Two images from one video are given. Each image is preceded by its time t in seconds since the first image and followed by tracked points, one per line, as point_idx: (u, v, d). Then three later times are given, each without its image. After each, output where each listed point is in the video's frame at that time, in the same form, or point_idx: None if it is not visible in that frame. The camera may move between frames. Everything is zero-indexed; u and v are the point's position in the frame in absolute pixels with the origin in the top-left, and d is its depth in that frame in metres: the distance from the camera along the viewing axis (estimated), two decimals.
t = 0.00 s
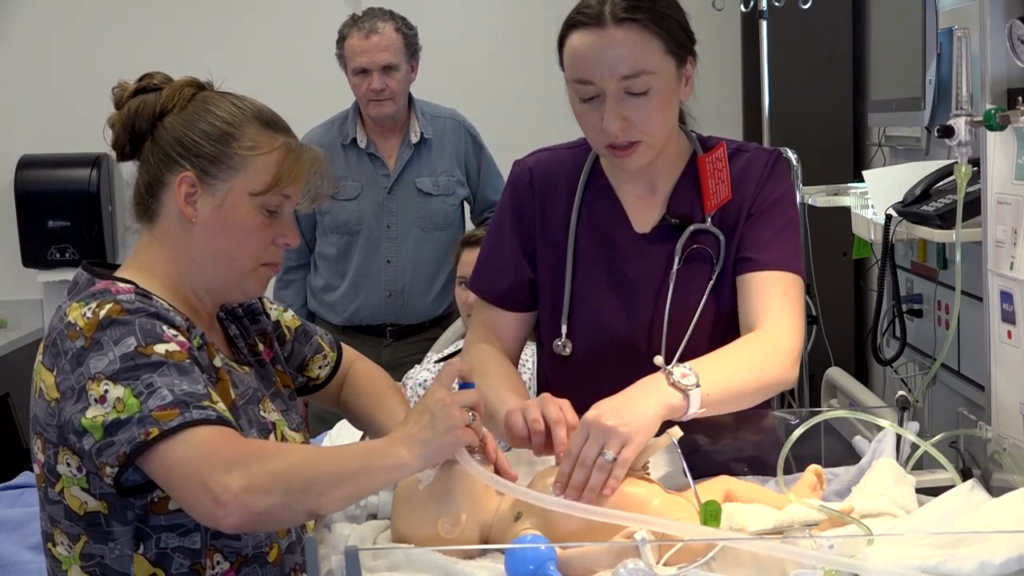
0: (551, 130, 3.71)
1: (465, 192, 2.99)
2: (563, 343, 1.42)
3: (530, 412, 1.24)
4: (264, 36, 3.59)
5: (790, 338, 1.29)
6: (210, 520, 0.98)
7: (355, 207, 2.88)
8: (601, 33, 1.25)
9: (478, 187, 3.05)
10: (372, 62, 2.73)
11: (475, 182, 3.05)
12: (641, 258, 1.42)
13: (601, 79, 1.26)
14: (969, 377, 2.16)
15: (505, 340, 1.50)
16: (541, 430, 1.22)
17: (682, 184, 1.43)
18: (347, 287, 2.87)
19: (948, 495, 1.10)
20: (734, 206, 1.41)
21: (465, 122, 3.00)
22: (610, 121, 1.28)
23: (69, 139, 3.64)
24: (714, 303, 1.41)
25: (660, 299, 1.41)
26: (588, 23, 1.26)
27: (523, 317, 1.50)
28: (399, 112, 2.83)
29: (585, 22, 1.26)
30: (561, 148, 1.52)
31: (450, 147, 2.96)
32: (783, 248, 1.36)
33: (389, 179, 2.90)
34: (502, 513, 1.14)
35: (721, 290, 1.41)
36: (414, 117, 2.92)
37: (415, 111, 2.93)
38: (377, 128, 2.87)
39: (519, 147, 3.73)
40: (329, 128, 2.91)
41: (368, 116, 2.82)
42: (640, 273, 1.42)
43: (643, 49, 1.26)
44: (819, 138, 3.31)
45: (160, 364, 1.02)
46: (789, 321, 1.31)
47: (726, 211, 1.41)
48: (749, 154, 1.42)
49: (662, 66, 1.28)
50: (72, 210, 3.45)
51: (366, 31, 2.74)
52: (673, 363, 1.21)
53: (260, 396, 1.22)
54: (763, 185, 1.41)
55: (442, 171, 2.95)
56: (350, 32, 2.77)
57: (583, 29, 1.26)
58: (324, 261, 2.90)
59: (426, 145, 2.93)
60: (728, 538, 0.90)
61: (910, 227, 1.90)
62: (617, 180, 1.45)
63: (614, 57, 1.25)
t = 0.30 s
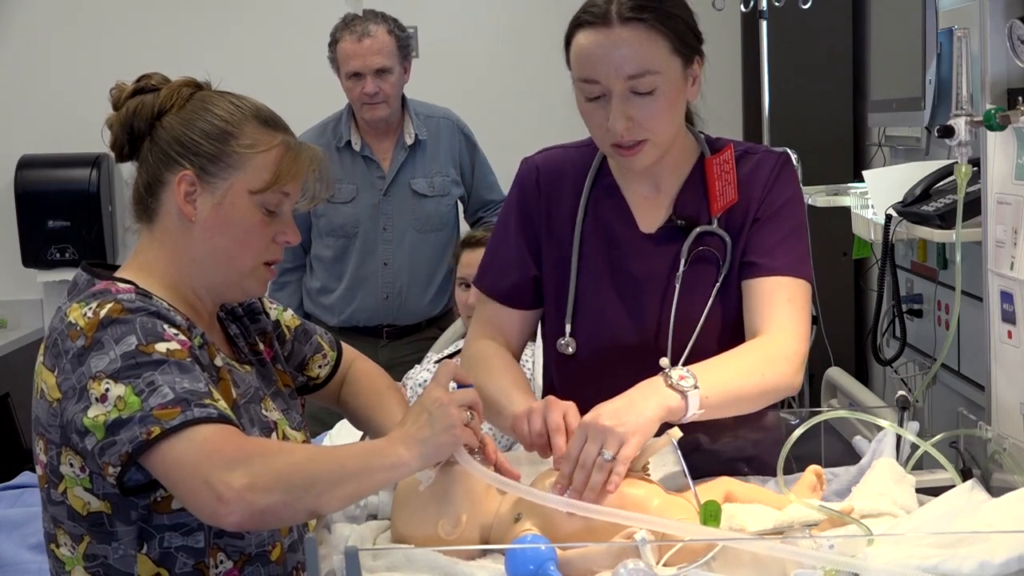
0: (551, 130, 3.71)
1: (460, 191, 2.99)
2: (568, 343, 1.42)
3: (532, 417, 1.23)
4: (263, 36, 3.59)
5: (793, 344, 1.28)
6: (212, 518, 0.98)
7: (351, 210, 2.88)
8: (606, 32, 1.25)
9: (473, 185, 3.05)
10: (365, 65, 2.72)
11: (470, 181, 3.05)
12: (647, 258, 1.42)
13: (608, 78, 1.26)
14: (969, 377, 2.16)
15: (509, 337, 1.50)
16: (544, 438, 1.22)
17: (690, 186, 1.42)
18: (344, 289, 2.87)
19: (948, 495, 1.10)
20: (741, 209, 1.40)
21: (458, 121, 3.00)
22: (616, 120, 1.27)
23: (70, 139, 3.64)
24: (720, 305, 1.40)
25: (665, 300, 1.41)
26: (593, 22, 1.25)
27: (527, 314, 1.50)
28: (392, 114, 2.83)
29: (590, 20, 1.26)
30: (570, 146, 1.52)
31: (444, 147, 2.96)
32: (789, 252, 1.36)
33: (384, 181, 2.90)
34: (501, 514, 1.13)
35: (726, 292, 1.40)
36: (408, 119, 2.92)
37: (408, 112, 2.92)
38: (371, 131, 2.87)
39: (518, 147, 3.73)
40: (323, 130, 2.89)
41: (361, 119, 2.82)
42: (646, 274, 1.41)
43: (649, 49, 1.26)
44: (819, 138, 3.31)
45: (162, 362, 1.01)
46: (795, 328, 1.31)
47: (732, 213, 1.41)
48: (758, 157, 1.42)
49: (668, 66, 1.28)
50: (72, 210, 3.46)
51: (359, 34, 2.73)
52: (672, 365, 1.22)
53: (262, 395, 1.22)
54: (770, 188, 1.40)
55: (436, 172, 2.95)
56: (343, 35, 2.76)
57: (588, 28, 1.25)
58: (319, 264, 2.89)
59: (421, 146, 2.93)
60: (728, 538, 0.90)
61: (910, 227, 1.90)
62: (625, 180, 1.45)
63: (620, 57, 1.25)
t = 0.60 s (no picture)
0: (551, 130, 3.71)
1: (455, 192, 2.99)
2: (566, 338, 1.41)
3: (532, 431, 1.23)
4: (262, 36, 3.59)
5: (790, 341, 1.28)
6: (212, 519, 0.98)
7: (345, 210, 2.88)
8: (622, 27, 1.25)
9: (470, 185, 3.05)
10: (362, 65, 2.72)
11: (465, 182, 3.05)
12: (646, 255, 1.42)
13: (620, 73, 1.26)
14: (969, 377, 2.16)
15: (507, 331, 1.50)
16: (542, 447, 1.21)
17: (690, 185, 1.43)
18: (338, 289, 2.87)
19: (948, 495, 1.10)
20: (740, 207, 1.41)
21: (454, 121, 3.00)
22: (625, 115, 1.27)
23: (69, 139, 3.64)
24: (719, 302, 1.40)
25: (664, 296, 1.41)
26: (609, 16, 1.25)
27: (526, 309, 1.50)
28: (387, 115, 2.83)
29: (605, 14, 1.26)
30: (572, 144, 1.52)
31: (439, 147, 2.97)
32: (789, 251, 1.36)
33: (378, 181, 2.90)
34: (502, 515, 1.13)
35: (726, 290, 1.40)
36: (403, 119, 2.93)
37: (404, 113, 2.93)
38: (366, 131, 2.87)
39: (518, 147, 3.73)
40: (318, 130, 2.90)
41: (357, 119, 2.82)
42: (645, 270, 1.42)
43: (661, 45, 1.26)
44: (819, 138, 3.31)
45: (162, 364, 1.02)
46: (792, 326, 1.30)
47: (732, 211, 1.41)
48: (759, 156, 1.42)
49: (680, 64, 1.28)
50: (72, 211, 3.46)
51: (355, 34, 2.73)
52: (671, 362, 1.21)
53: (261, 396, 1.22)
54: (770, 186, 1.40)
55: (430, 173, 2.95)
56: (339, 35, 2.76)
57: (602, 21, 1.25)
58: (313, 263, 2.88)
59: (415, 146, 2.93)
60: (728, 538, 0.90)
61: (910, 227, 1.90)
62: (626, 177, 1.45)
63: (633, 52, 1.25)
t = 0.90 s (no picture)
0: (551, 130, 3.71)
1: (451, 191, 3.00)
2: (565, 336, 1.41)
3: (518, 453, 1.23)
4: (262, 36, 3.59)
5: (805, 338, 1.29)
6: (211, 519, 0.98)
7: (341, 209, 2.87)
8: (651, 24, 1.25)
9: (466, 184, 3.05)
10: (359, 64, 2.72)
11: (462, 182, 3.05)
12: (645, 250, 1.42)
13: (643, 69, 1.26)
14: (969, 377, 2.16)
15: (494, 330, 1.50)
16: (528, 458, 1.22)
17: (684, 182, 1.43)
18: (333, 289, 2.87)
19: (947, 495, 1.10)
20: (735, 200, 1.41)
21: (449, 121, 3.01)
22: (641, 111, 1.27)
23: (70, 139, 3.64)
24: (719, 295, 1.41)
25: (663, 291, 1.41)
26: (638, 12, 1.26)
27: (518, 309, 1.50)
28: (383, 114, 2.83)
29: (635, 10, 1.26)
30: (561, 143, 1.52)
31: (434, 147, 2.97)
32: (792, 250, 1.37)
33: (374, 180, 2.90)
34: (501, 514, 1.13)
35: (727, 278, 1.40)
36: (399, 118, 2.92)
37: (399, 112, 2.93)
38: (362, 131, 2.87)
39: (518, 147, 3.73)
40: (314, 130, 2.90)
41: (353, 118, 2.82)
42: (643, 265, 1.42)
43: (683, 48, 1.26)
44: (819, 138, 3.31)
45: (161, 365, 1.02)
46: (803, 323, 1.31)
47: (728, 204, 1.41)
48: (751, 152, 1.43)
49: (697, 72, 1.29)
50: (72, 211, 3.46)
51: (352, 33, 2.73)
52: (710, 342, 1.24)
53: (261, 397, 1.22)
54: (766, 181, 1.41)
55: (426, 172, 2.95)
56: (335, 34, 2.76)
57: (630, 16, 1.26)
58: (308, 263, 2.88)
59: (411, 145, 2.93)
60: (728, 538, 0.90)
61: (910, 227, 1.90)
62: (621, 174, 1.45)
63: (655, 50, 1.25)
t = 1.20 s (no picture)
0: (551, 130, 3.71)
1: (449, 192, 2.99)
2: (576, 344, 1.38)
3: (526, 385, 1.22)
4: (261, 35, 3.59)
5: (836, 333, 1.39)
6: (210, 517, 0.97)
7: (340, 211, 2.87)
8: (691, 27, 1.25)
9: (464, 185, 3.05)
10: (356, 64, 2.72)
11: (460, 182, 3.05)
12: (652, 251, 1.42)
13: (681, 73, 1.26)
14: (969, 377, 2.16)
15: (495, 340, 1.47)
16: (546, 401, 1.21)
17: (678, 181, 1.45)
18: (331, 289, 2.87)
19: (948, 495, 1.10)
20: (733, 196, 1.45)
21: (448, 122, 3.01)
22: (674, 114, 1.27)
23: (70, 139, 3.64)
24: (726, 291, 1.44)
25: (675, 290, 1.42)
26: (671, 13, 1.25)
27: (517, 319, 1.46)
28: (381, 114, 2.82)
29: (669, 11, 1.25)
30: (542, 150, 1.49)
31: (432, 147, 2.97)
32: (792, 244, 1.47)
33: (372, 181, 2.90)
34: (502, 514, 1.12)
35: (733, 270, 1.45)
36: (397, 118, 2.92)
37: (397, 112, 2.93)
38: (360, 131, 2.86)
39: (518, 148, 3.73)
40: (311, 130, 2.89)
41: (350, 118, 2.81)
42: (651, 267, 1.42)
43: (714, 53, 1.26)
44: (819, 138, 3.31)
45: (164, 363, 1.01)
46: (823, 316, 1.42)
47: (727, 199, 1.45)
48: (738, 147, 1.47)
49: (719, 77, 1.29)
50: (72, 210, 3.46)
51: (350, 33, 2.73)
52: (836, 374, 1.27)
53: (261, 398, 1.22)
54: (759, 179, 1.46)
55: (424, 172, 2.95)
56: (334, 34, 2.76)
57: (665, 18, 1.25)
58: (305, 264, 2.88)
59: (409, 145, 2.93)
60: (728, 538, 0.90)
61: (910, 227, 1.90)
62: (613, 177, 1.44)
63: (691, 55, 1.25)
